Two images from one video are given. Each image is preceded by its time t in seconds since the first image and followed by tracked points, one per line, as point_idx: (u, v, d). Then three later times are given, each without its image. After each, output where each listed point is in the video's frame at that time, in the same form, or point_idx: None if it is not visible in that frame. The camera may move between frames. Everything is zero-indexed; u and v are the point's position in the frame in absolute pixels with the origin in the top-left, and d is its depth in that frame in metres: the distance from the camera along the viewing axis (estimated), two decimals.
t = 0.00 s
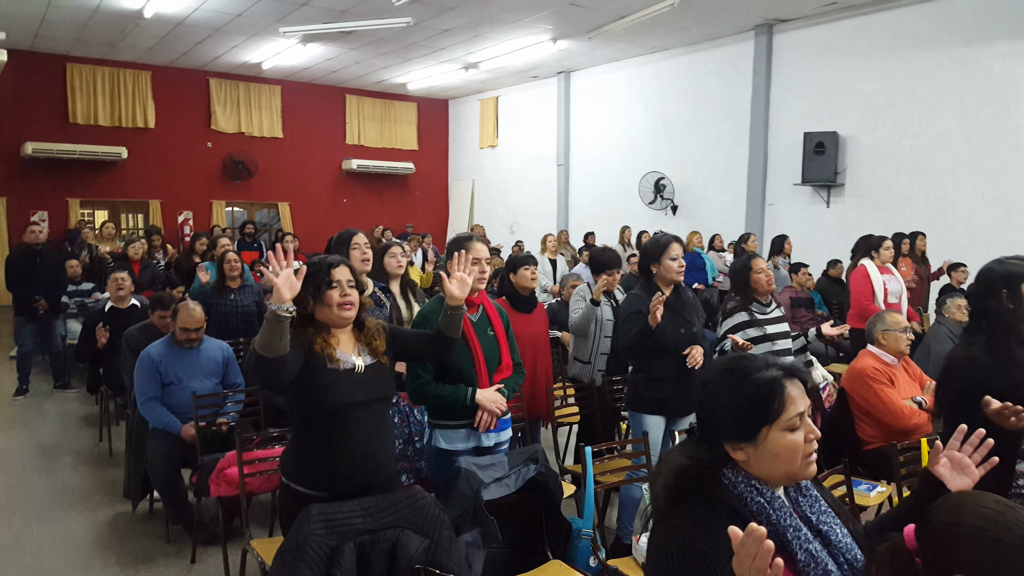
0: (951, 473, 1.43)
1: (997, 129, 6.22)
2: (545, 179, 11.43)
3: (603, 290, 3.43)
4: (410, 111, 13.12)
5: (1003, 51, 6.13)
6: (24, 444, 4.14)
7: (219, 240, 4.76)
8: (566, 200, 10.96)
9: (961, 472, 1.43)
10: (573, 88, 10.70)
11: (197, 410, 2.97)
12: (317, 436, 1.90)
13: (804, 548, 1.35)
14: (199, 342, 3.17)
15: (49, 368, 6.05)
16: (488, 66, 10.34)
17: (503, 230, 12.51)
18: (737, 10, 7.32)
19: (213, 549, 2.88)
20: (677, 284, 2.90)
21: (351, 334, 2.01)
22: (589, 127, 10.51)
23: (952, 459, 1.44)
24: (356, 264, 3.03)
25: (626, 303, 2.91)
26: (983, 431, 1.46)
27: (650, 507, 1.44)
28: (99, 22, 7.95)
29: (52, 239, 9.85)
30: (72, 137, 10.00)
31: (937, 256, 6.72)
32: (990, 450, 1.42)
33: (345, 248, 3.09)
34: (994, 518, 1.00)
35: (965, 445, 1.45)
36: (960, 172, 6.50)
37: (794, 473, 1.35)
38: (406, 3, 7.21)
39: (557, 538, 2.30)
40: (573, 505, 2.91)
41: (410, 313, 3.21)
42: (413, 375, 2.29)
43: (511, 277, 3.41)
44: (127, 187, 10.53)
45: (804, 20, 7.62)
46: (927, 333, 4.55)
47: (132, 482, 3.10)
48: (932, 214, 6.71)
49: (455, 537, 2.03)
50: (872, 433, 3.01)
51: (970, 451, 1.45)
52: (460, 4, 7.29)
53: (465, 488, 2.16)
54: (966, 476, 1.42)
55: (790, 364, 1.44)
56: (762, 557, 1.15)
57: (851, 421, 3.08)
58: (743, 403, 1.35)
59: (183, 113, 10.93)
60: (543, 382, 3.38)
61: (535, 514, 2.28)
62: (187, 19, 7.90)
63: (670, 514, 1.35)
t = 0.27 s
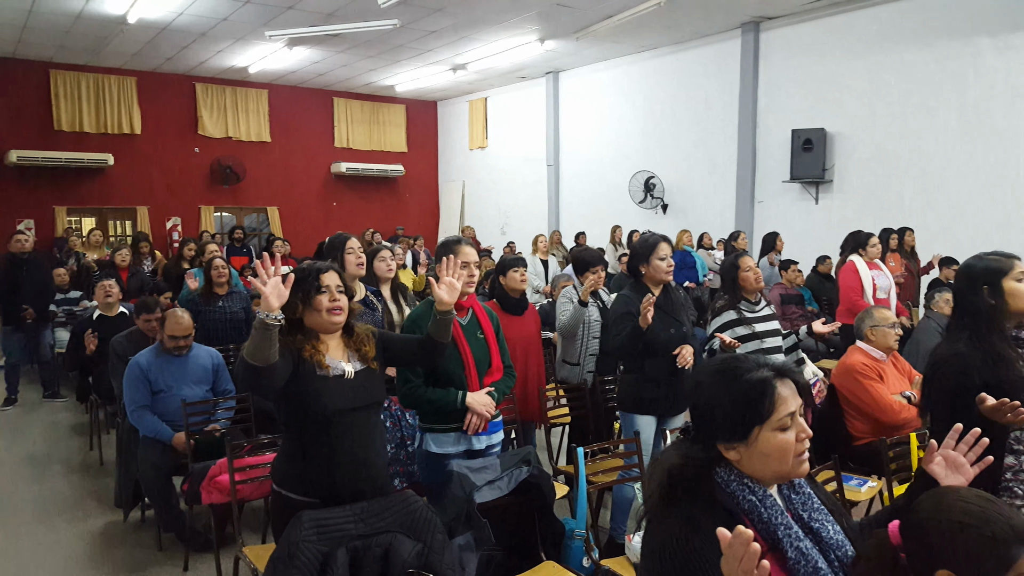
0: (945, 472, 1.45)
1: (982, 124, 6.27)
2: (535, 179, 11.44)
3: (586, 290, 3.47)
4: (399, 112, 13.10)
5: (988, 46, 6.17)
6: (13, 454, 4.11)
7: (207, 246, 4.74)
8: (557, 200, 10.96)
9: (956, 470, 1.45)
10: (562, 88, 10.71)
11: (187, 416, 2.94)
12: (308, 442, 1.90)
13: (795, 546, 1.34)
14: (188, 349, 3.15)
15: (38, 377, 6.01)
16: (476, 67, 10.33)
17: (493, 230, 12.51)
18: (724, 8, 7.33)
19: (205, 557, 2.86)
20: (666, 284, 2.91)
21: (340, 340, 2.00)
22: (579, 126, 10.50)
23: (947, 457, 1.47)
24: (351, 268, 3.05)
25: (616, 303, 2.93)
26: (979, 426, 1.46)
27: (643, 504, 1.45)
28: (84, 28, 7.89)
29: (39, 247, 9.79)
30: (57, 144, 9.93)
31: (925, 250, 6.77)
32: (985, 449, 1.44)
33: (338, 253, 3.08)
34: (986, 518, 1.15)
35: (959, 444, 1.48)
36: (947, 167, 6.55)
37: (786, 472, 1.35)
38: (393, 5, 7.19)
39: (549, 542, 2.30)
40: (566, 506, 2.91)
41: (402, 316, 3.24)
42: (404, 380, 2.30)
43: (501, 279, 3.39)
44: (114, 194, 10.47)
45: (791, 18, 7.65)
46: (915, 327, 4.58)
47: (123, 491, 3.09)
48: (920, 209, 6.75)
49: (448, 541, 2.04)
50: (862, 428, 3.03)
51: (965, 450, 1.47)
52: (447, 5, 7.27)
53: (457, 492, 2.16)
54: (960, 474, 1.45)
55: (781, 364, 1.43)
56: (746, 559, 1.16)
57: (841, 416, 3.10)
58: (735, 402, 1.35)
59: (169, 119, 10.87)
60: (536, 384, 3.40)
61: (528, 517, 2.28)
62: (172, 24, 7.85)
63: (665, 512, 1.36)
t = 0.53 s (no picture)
0: (926, 463, 1.55)
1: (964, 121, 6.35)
2: (523, 178, 11.44)
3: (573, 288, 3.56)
4: (386, 112, 13.05)
5: (972, 43, 6.22)
6: None
7: (191, 247, 4.70)
8: (545, 199, 10.97)
9: (935, 461, 1.55)
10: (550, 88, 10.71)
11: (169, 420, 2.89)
12: (289, 441, 1.88)
13: (774, 537, 1.34)
14: (170, 352, 3.11)
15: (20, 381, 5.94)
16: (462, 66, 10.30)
17: (482, 230, 12.50)
18: (709, 6, 7.35)
19: (189, 562, 2.84)
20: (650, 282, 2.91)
21: (322, 340, 1.99)
22: (567, 125, 10.51)
23: (927, 449, 1.56)
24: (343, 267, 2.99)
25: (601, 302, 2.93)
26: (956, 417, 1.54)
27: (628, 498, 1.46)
28: (64, 26, 7.81)
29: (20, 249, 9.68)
30: (38, 145, 9.82)
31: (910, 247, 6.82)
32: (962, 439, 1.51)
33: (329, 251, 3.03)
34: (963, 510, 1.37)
35: (938, 435, 1.56)
36: (930, 164, 6.61)
37: (766, 464, 1.37)
38: (378, 4, 7.16)
39: (537, 539, 2.29)
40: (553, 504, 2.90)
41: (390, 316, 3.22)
42: (389, 380, 2.29)
43: (490, 278, 3.42)
44: (96, 195, 10.38)
45: (775, 17, 7.69)
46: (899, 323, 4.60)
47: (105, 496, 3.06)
48: (905, 206, 6.80)
49: (433, 539, 2.02)
50: (846, 423, 3.04)
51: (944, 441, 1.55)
52: (433, 4, 7.25)
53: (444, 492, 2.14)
54: (939, 465, 1.54)
55: (761, 357, 1.45)
56: (718, 546, 1.18)
57: (825, 412, 3.11)
58: (716, 395, 1.36)
59: (153, 119, 10.78)
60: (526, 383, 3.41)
61: (515, 516, 2.27)
62: (154, 22, 7.78)
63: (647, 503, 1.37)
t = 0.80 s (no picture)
0: (862, 435, 1.69)
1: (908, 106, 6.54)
2: (477, 169, 11.44)
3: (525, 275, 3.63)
4: (337, 104, 12.88)
5: (912, 28, 6.43)
6: None
7: (135, 246, 4.58)
8: (501, 189, 11.00)
9: (871, 433, 1.68)
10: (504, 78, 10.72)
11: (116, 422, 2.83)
12: (239, 439, 1.84)
13: (719, 512, 1.39)
14: (115, 352, 3.03)
15: None
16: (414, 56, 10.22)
17: (438, 223, 12.46)
18: None
19: (140, 566, 2.78)
20: (601, 269, 3.04)
21: (268, 334, 1.97)
22: (521, 115, 10.53)
23: (864, 422, 1.70)
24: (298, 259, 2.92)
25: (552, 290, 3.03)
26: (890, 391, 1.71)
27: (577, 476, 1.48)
28: None
29: None
30: None
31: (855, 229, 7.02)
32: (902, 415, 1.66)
33: (284, 244, 2.95)
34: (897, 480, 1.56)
35: (877, 407, 1.69)
36: (877, 148, 6.79)
37: (710, 441, 1.39)
38: None
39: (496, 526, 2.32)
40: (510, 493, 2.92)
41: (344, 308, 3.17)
42: (340, 373, 2.26)
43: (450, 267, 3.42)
44: (35, 194, 10.04)
45: (726, 3, 7.78)
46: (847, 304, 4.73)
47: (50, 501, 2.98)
48: (851, 189, 6.99)
49: (390, 532, 2.02)
50: (797, 402, 3.11)
51: (882, 415, 1.69)
52: None
53: (400, 483, 2.16)
54: (876, 437, 1.68)
55: (705, 337, 1.46)
56: (667, 522, 1.16)
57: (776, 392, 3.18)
58: (661, 375, 1.38)
59: (94, 114, 10.46)
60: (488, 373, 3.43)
61: (474, 504, 2.30)
62: (91, 13, 7.54)
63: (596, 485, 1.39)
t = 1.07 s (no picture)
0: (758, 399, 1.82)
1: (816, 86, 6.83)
2: (396, 153, 11.35)
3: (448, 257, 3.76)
4: (246, 87, 12.46)
5: (820, 10, 6.74)
6: None
7: (29, 236, 4.34)
8: (422, 174, 10.91)
9: (765, 398, 1.82)
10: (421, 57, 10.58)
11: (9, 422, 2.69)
12: (141, 435, 1.77)
13: (629, 481, 1.43)
14: (8, 349, 2.88)
15: None
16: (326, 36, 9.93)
17: (359, 209, 12.30)
18: None
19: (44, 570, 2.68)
20: (513, 250, 3.14)
21: (169, 323, 1.90)
22: (440, 96, 10.46)
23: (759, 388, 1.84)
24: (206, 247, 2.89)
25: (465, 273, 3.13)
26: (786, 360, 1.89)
27: (487, 456, 1.47)
28: None
29: None
30: None
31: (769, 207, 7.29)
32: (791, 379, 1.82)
33: (186, 236, 2.89)
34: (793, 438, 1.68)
35: (769, 373, 1.85)
36: (788, 128, 7.08)
37: (618, 413, 1.42)
38: None
39: (414, 508, 2.41)
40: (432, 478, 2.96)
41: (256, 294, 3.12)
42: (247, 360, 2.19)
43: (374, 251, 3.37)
44: None
45: None
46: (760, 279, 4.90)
47: None
48: (762, 169, 7.27)
49: (305, 521, 2.10)
50: (709, 374, 3.18)
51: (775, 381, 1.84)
52: None
53: (315, 474, 2.17)
54: (771, 401, 1.81)
55: (613, 311, 1.48)
56: (580, 496, 1.18)
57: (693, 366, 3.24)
58: (570, 348, 1.39)
59: None
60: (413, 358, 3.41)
61: (392, 487, 2.39)
62: None
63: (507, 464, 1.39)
